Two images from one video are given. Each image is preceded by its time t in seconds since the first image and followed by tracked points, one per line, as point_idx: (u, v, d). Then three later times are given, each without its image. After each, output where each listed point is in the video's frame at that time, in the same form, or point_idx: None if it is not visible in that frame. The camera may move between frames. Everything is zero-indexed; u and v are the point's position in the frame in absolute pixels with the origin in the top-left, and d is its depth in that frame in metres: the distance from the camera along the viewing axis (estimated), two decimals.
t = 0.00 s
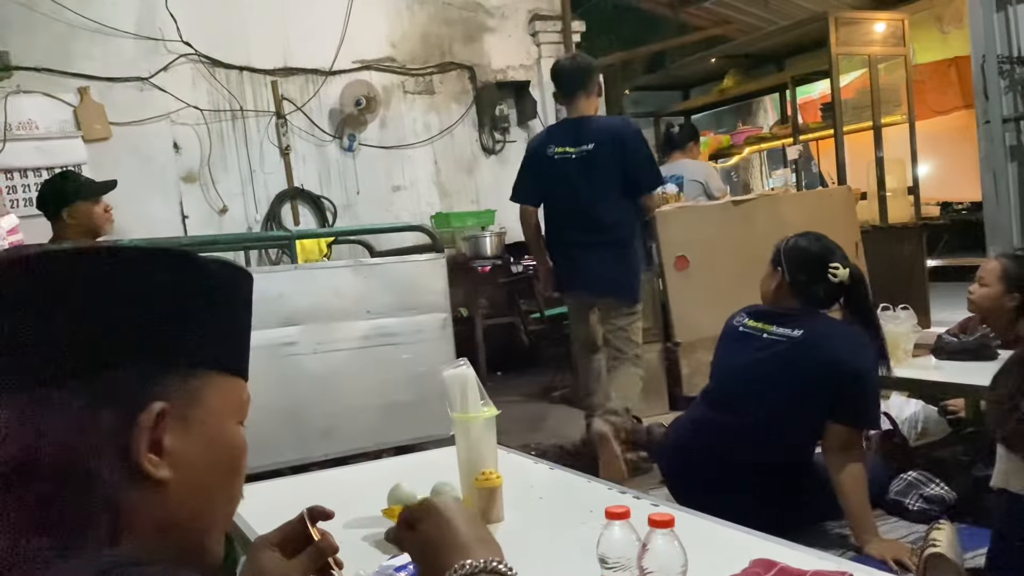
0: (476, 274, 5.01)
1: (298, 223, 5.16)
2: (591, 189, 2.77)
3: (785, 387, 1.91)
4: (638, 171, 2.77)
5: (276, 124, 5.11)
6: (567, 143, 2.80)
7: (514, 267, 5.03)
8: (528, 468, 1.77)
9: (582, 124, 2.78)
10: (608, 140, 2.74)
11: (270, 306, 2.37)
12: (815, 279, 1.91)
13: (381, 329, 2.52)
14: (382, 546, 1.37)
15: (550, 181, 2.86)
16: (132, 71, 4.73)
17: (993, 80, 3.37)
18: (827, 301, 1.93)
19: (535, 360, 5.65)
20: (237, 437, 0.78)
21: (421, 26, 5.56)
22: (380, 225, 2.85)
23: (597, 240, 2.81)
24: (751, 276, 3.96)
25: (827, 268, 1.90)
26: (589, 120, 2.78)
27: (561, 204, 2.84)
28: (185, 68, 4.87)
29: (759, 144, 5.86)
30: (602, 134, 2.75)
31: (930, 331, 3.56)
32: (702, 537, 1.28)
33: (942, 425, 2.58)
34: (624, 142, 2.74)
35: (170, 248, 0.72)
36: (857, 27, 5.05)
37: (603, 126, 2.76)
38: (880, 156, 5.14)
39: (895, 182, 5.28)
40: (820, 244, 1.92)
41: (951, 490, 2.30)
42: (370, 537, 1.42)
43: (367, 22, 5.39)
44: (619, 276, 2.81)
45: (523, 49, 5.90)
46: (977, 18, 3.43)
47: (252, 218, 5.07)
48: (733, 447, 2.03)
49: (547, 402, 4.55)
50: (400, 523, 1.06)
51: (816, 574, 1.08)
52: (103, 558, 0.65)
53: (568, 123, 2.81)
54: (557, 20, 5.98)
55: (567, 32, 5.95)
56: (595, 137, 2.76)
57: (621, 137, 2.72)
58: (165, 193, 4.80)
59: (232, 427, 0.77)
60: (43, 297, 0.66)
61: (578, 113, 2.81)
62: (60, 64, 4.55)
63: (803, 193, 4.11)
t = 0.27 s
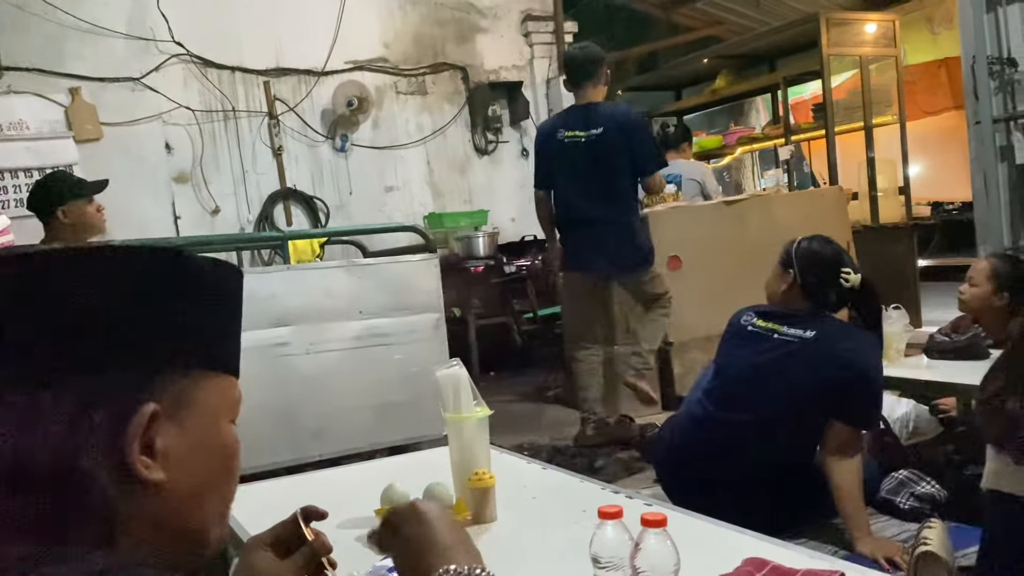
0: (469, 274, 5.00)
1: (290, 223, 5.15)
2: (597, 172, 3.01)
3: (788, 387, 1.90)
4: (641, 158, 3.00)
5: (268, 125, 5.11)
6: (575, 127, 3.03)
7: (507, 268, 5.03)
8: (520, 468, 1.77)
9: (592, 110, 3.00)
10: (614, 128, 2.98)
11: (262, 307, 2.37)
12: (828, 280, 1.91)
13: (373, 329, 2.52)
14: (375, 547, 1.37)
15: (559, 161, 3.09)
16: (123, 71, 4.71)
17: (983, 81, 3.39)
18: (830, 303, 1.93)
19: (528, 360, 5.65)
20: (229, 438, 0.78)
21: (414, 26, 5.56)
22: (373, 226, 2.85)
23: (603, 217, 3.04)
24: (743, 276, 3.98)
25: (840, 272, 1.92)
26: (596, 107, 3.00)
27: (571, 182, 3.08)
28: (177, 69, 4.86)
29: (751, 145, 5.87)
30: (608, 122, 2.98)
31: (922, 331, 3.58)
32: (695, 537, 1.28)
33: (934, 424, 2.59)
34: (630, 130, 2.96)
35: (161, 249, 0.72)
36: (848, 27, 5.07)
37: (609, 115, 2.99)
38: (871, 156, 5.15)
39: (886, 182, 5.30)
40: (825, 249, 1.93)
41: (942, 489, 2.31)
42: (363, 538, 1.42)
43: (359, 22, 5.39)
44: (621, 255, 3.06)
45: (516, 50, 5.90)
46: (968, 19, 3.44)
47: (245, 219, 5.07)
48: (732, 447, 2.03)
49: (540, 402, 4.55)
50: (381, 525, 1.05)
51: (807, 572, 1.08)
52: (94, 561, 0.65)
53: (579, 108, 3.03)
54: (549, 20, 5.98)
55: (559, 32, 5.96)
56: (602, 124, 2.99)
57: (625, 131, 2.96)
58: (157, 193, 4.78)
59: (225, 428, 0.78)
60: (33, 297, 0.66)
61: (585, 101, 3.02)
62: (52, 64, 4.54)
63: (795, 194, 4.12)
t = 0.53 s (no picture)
0: (454, 274, 4.99)
1: (274, 223, 5.13)
2: (626, 179, 3.40)
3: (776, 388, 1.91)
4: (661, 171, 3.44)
5: (252, 125, 5.08)
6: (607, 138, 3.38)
7: (492, 268, 5.02)
8: (504, 469, 1.77)
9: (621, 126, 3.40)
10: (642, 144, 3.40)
11: (246, 309, 2.35)
12: (817, 285, 1.92)
13: (358, 330, 2.50)
14: (357, 550, 1.36)
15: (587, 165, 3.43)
16: (106, 71, 4.67)
17: (964, 84, 3.43)
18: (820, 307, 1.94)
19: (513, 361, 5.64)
20: (210, 443, 0.77)
21: (399, 26, 5.54)
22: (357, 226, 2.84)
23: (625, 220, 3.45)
24: (728, 277, 3.99)
25: (828, 274, 1.93)
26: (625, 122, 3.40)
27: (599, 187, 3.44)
28: (160, 68, 4.82)
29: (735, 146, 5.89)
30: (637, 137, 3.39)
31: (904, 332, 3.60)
32: (678, 539, 1.28)
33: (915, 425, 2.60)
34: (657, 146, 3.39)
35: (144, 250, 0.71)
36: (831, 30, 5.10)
37: (639, 130, 3.40)
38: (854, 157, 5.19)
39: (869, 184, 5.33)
40: (818, 253, 1.94)
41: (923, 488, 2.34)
42: (345, 541, 1.41)
43: (345, 22, 5.37)
44: (635, 254, 3.45)
45: (501, 51, 5.90)
46: (949, 23, 3.49)
47: (228, 219, 5.04)
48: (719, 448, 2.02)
49: (526, 402, 4.55)
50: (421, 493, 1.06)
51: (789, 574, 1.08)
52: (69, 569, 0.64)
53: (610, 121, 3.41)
54: (534, 22, 5.99)
55: (545, 33, 5.96)
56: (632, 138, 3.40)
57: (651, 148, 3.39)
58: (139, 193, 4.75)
59: (206, 433, 0.77)
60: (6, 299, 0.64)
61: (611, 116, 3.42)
62: (33, 64, 4.49)
63: (778, 195, 4.14)
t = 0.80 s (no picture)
0: (445, 275, 4.97)
1: (264, 224, 5.10)
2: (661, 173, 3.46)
3: (771, 391, 1.89)
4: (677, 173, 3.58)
5: (242, 125, 5.05)
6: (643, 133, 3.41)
7: (483, 270, 5.01)
8: (495, 471, 1.75)
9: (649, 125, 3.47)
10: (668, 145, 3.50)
11: (235, 309, 2.33)
12: (803, 287, 1.93)
13: (349, 331, 2.48)
14: (348, 553, 1.35)
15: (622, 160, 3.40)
16: (95, 70, 4.62)
17: (955, 85, 3.44)
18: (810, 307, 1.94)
19: (504, 362, 5.63)
20: (201, 448, 0.75)
21: (390, 26, 5.53)
22: (348, 227, 2.82)
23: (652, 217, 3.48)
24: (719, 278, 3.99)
25: (817, 277, 1.92)
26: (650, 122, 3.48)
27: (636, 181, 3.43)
28: (149, 68, 4.79)
29: (726, 147, 5.90)
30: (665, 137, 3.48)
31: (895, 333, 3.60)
32: (670, 540, 1.27)
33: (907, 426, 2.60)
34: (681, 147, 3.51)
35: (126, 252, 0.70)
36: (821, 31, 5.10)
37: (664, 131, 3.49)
38: (845, 159, 5.20)
39: (860, 185, 5.34)
40: (808, 250, 1.91)
41: (915, 489, 2.34)
42: (335, 544, 1.39)
43: (335, 22, 5.35)
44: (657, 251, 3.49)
45: (492, 51, 5.89)
46: (939, 25, 3.49)
47: (217, 219, 5.00)
48: (710, 448, 2.01)
49: (518, 404, 4.53)
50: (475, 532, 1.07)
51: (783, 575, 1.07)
52: None
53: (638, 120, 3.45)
54: (526, 22, 5.99)
55: (536, 34, 5.95)
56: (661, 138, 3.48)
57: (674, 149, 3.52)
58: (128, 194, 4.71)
59: (196, 438, 0.75)
60: None
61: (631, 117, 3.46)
62: (20, 63, 4.42)
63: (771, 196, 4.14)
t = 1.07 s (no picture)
0: (440, 277, 4.98)
1: (259, 226, 5.09)
2: (667, 168, 3.42)
3: (762, 392, 1.90)
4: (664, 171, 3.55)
5: (237, 126, 5.05)
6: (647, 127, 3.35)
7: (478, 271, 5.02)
8: (491, 473, 1.76)
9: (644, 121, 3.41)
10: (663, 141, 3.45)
11: (230, 311, 2.34)
12: (779, 290, 1.85)
13: (343, 333, 2.49)
14: (343, 554, 1.35)
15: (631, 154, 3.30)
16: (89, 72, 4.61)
17: (947, 88, 3.46)
18: (798, 310, 1.87)
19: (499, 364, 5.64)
20: (194, 448, 0.76)
21: (385, 28, 5.54)
22: (343, 229, 2.82)
23: (658, 211, 3.40)
24: (713, 280, 4.01)
25: (794, 281, 1.82)
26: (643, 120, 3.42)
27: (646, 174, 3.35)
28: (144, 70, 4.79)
29: (720, 149, 5.92)
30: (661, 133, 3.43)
31: (888, 335, 3.62)
32: (663, 541, 1.28)
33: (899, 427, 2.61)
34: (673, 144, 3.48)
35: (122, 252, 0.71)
36: (814, 34, 5.12)
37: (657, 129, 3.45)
38: (839, 162, 5.22)
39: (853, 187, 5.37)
40: (787, 252, 1.84)
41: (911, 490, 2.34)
42: (330, 545, 1.40)
43: (331, 24, 5.36)
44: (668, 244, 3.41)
45: (487, 54, 5.90)
46: (932, 29, 3.53)
47: (213, 221, 4.99)
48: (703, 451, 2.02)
49: (512, 406, 4.53)
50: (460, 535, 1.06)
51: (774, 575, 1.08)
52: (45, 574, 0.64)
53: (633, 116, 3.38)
54: (521, 25, 5.99)
55: (531, 36, 5.97)
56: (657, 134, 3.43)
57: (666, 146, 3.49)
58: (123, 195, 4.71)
59: (189, 438, 0.75)
60: None
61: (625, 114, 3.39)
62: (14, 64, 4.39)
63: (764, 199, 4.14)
